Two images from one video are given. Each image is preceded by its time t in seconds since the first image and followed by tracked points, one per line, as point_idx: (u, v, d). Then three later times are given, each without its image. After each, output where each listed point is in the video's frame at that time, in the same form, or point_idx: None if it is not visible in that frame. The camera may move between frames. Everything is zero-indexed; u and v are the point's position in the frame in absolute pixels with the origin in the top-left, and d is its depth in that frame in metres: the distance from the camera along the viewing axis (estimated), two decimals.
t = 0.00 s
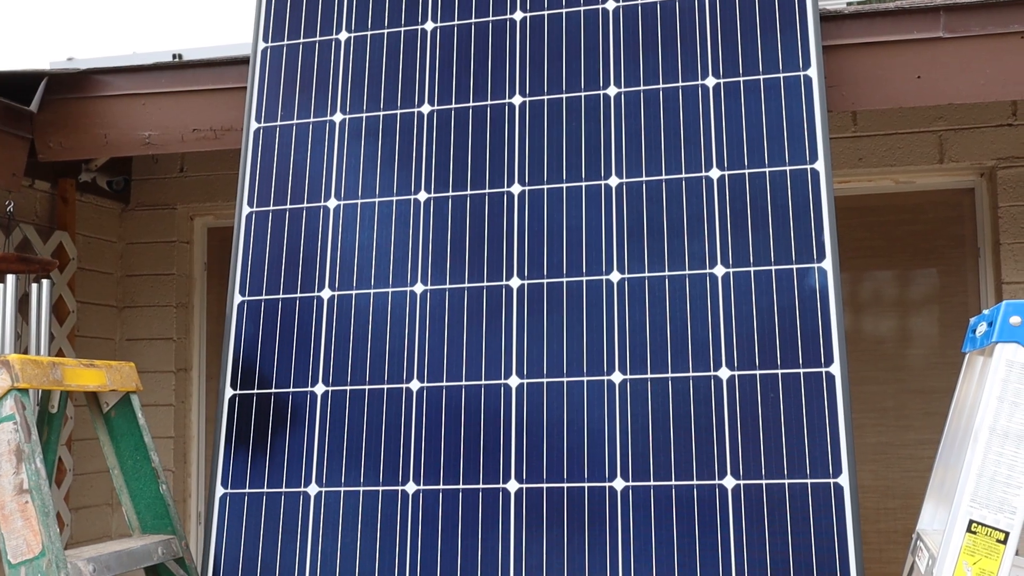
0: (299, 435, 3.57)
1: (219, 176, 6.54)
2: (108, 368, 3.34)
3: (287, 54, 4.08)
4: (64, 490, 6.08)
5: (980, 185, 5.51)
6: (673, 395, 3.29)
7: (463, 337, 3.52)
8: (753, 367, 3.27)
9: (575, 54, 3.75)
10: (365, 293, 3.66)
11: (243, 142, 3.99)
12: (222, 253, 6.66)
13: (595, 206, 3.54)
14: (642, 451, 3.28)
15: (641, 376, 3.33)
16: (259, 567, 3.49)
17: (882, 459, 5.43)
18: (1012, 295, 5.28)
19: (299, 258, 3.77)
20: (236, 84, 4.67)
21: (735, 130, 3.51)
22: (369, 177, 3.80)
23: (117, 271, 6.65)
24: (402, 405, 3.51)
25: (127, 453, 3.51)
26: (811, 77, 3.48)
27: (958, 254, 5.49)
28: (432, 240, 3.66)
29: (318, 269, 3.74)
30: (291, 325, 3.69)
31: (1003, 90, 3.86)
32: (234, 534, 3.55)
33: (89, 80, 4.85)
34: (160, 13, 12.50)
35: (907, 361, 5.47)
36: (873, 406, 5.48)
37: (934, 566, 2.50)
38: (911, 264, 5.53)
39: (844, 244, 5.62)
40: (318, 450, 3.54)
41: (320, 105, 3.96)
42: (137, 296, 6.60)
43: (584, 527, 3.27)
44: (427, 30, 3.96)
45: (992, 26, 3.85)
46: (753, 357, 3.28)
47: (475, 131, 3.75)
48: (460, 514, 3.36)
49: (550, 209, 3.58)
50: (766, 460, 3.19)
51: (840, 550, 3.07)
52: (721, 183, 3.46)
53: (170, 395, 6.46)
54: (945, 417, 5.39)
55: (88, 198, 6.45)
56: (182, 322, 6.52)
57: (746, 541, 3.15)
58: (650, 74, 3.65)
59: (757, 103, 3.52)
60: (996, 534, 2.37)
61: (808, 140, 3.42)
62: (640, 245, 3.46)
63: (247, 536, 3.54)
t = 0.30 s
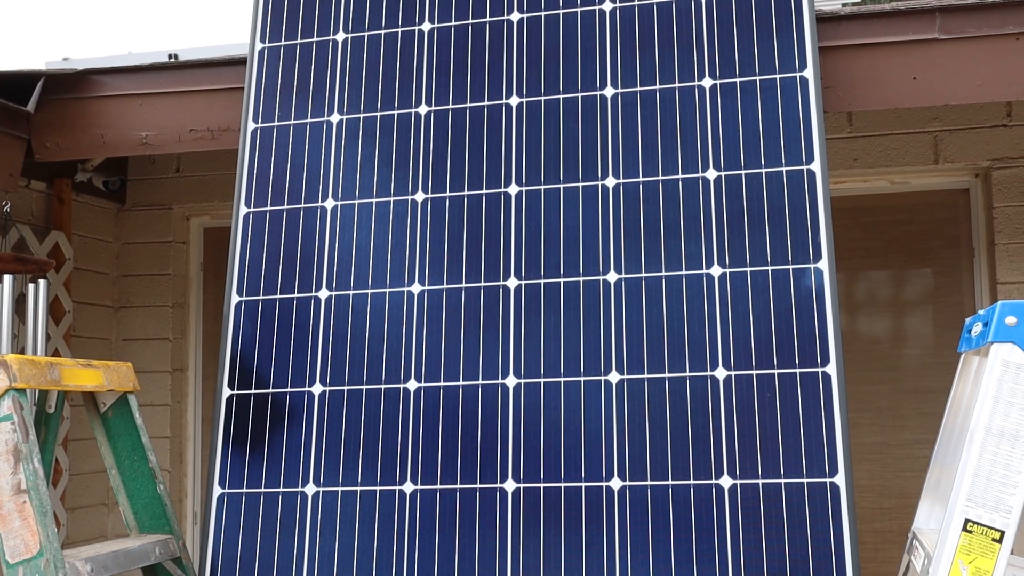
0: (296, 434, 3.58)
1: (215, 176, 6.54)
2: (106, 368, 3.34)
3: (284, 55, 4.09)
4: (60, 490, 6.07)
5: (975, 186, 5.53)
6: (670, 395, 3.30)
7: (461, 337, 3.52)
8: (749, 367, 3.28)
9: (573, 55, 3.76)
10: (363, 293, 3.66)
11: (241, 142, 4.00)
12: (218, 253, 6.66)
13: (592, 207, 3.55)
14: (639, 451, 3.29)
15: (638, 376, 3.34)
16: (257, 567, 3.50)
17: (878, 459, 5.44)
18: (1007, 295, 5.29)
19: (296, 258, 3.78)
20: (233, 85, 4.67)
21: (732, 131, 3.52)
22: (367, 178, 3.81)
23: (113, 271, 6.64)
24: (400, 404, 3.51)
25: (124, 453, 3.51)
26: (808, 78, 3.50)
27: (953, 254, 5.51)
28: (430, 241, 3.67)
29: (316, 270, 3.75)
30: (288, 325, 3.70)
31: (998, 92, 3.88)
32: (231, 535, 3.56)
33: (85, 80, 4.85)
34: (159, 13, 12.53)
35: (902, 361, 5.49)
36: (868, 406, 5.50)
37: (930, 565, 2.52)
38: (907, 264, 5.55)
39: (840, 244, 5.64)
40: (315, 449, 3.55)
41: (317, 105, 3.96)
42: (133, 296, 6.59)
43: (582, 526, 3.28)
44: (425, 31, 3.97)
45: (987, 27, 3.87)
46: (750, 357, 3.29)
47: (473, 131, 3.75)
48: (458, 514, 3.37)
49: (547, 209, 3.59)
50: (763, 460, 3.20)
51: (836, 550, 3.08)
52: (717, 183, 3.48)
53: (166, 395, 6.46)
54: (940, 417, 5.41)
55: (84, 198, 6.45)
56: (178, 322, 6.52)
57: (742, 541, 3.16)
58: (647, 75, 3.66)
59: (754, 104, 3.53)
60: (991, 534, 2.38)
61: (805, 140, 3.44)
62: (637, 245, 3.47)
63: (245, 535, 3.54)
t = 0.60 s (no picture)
0: (290, 434, 3.58)
1: (210, 175, 6.53)
2: (100, 368, 3.34)
3: (279, 55, 4.09)
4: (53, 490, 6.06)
5: (968, 186, 5.55)
6: (664, 395, 3.31)
7: (455, 337, 3.53)
8: (743, 367, 3.29)
9: (567, 55, 3.77)
10: (357, 292, 3.66)
11: (235, 142, 3.99)
12: (212, 252, 6.65)
13: (587, 207, 3.56)
14: (633, 451, 3.29)
15: (632, 376, 3.35)
16: (251, 567, 3.50)
17: (871, 458, 5.46)
18: (999, 295, 5.33)
19: (291, 258, 3.78)
20: (227, 84, 4.67)
21: (726, 131, 3.53)
22: (361, 177, 3.81)
23: (106, 270, 6.63)
24: (394, 404, 3.52)
25: (118, 453, 3.50)
26: (802, 78, 3.51)
27: (946, 254, 5.53)
28: (424, 241, 3.67)
29: (310, 269, 3.75)
30: (282, 325, 3.70)
31: (991, 92, 3.89)
32: (225, 535, 3.55)
33: (79, 79, 4.84)
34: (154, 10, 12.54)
35: (896, 360, 5.51)
36: (862, 405, 5.52)
37: (923, 564, 2.53)
38: (900, 263, 5.56)
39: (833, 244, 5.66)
40: (310, 448, 3.55)
41: (312, 105, 3.96)
42: (127, 295, 6.58)
43: (576, 526, 3.29)
44: (420, 31, 3.97)
45: (980, 28, 3.88)
46: (743, 357, 3.30)
47: (467, 131, 3.76)
48: (452, 514, 3.38)
49: (541, 209, 3.59)
50: (756, 459, 3.22)
51: (829, 549, 3.09)
52: (712, 183, 3.48)
53: (160, 394, 6.45)
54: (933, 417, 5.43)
55: (78, 198, 6.43)
56: (172, 321, 6.51)
57: (736, 540, 3.18)
58: (641, 75, 3.67)
59: (748, 104, 3.54)
60: (983, 532, 2.40)
61: (798, 140, 3.45)
62: (631, 245, 3.48)
63: (239, 535, 3.54)
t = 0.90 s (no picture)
0: (286, 433, 3.57)
1: (204, 174, 6.51)
2: (95, 368, 3.32)
3: (274, 54, 4.08)
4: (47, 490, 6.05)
5: (962, 186, 5.56)
6: (660, 395, 3.31)
7: (451, 337, 3.52)
8: (738, 367, 3.30)
9: (562, 55, 3.77)
10: (352, 292, 3.66)
11: (230, 141, 3.99)
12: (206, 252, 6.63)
13: (582, 207, 3.56)
14: (628, 451, 3.29)
15: (627, 376, 3.35)
16: (246, 566, 3.49)
17: (866, 458, 5.47)
18: (994, 295, 5.34)
19: (286, 257, 3.77)
20: (222, 83, 4.66)
21: (721, 131, 3.53)
22: (357, 177, 3.80)
23: (100, 270, 6.61)
24: (389, 403, 3.51)
25: (113, 453, 3.49)
26: (797, 78, 3.51)
27: (940, 254, 5.54)
28: (419, 242, 3.66)
29: (305, 269, 3.74)
30: (277, 325, 3.69)
31: (986, 93, 3.90)
32: (220, 535, 3.54)
33: (74, 78, 4.82)
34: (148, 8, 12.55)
35: (890, 360, 5.52)
36: (856, 405, 5.53)
37: (918, 563, 2.53)
38: (895, 263, 5.57)
39: (828, 244, 5.67)
40: (305, 447, 3.54)
41: (307, 104, 3.95)
42: (121, 294, 6.57)
43: (571, 526, 3.29)
44: (415, 30, 3.97)
45: (975, 29, 3.89)
46: (739, 356, 3.31)
47: (462, 131, 3.76)
48: (447, 514, 3.38)
49: (537, 209, 3.59)
50: (752, 459, 3.22)
51: (825, 549, 3.09)
52: (707, 183, 3.49)
53: (154, 394, 6.44)
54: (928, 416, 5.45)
55: (72, 197, 6.42)
56: (167, 321, 6.50)
57: (732, 540, 3.18)
58: (637, 75, 3.67)
59: (743, 104, 3.54)
60: (978, 532, 2.40)
61: (793, 140, 3.45)
62: (627, 245, 3.48)
63: (234, 535, 3.53)
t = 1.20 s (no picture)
0: (280, 433, 3.57)
1: (198, 174, 6.51)
2: (89, 368, 3.32)
3: (268, 53, 4.08)
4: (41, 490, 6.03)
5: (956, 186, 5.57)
6: (654, 395, 3.32)
7: (445, 337, 3.53)
8: (733, 367, 3.30)
9: (556, 55, 3.77)
10: (347, 293, 3.65)
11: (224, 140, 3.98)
12: (201, 252, 6.63)
13: (576, 207, 3.56)
14: (622, 451, 3.30)
15: (621, 376, 3.35)
16: (240, 566, 3.49)
17: (859, 457, 5.49)
18: (987, 294, 5.35)
19: (280, 257, 3.77)
20: (216, 83, 4.65)
21: (715, 131, 3.54)
22: (351, 177, 3.80)
23: (94, 269, 6.59)
24: (384, 404, 3.51)
25: (106, 453, 3.49)
26: (791, 79, 3.52)
27: (934, 255, 5.56)
28: (414, 242, 3.66)
29: (300, 269, 3.74)
30: (272, 325, 3.69)
31: (979, 94, 3.92)
32: (214, 536, 3.54)
33: (68, 77, 4.81)
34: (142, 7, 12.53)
35: (884, 360, 5.54)
36: (850, 405, 5.54)
37: (911, 563, 2.54)
38: (888, 263, 5.59)
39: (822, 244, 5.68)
40: (299, 447, 3.54)
41: (301, 104, 3.95)
42: (115, 294, 6.55)
43: (565, 525, 3.29)
44: (409, 30, 3.97)
45: (968, 30, 3.91)
46: (733, 357, 3.31)
47: (457, 131, 3.76)
48: (442, 514, 3.38)
49: (531, 209, 3.60)
50: (746, 459, 3.22)
51: (818, 550, 3.10)
52: (701, 184, 3.49)
53: (148, 394, 6.42)
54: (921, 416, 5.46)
55: (66, 197, 6.40)
56: (161, 320, 6.49)
57: (725, 539, 3.18)
58: (631, 75, 3.67)
59: (737, 105, 3.55)
60: (971, 532, 2.41)
61: (787, 141, 3.46)
62: (621, 245, 3.49)
63: (228, 535, 3.53)
